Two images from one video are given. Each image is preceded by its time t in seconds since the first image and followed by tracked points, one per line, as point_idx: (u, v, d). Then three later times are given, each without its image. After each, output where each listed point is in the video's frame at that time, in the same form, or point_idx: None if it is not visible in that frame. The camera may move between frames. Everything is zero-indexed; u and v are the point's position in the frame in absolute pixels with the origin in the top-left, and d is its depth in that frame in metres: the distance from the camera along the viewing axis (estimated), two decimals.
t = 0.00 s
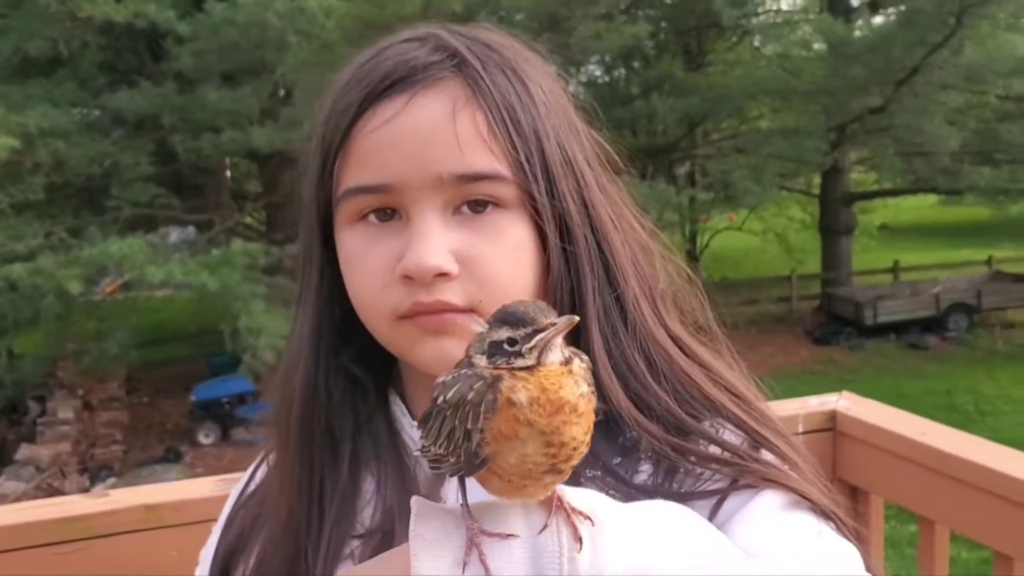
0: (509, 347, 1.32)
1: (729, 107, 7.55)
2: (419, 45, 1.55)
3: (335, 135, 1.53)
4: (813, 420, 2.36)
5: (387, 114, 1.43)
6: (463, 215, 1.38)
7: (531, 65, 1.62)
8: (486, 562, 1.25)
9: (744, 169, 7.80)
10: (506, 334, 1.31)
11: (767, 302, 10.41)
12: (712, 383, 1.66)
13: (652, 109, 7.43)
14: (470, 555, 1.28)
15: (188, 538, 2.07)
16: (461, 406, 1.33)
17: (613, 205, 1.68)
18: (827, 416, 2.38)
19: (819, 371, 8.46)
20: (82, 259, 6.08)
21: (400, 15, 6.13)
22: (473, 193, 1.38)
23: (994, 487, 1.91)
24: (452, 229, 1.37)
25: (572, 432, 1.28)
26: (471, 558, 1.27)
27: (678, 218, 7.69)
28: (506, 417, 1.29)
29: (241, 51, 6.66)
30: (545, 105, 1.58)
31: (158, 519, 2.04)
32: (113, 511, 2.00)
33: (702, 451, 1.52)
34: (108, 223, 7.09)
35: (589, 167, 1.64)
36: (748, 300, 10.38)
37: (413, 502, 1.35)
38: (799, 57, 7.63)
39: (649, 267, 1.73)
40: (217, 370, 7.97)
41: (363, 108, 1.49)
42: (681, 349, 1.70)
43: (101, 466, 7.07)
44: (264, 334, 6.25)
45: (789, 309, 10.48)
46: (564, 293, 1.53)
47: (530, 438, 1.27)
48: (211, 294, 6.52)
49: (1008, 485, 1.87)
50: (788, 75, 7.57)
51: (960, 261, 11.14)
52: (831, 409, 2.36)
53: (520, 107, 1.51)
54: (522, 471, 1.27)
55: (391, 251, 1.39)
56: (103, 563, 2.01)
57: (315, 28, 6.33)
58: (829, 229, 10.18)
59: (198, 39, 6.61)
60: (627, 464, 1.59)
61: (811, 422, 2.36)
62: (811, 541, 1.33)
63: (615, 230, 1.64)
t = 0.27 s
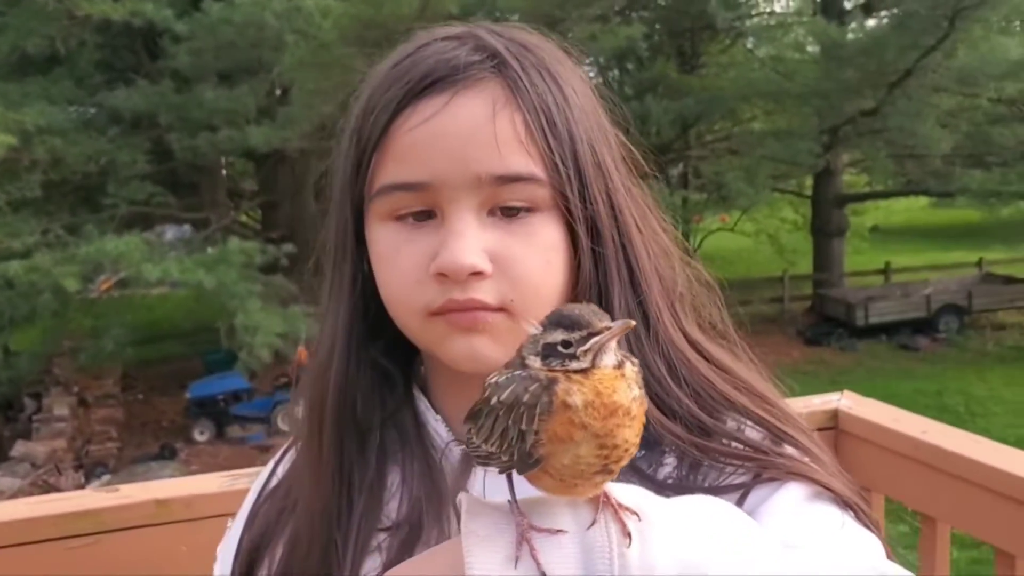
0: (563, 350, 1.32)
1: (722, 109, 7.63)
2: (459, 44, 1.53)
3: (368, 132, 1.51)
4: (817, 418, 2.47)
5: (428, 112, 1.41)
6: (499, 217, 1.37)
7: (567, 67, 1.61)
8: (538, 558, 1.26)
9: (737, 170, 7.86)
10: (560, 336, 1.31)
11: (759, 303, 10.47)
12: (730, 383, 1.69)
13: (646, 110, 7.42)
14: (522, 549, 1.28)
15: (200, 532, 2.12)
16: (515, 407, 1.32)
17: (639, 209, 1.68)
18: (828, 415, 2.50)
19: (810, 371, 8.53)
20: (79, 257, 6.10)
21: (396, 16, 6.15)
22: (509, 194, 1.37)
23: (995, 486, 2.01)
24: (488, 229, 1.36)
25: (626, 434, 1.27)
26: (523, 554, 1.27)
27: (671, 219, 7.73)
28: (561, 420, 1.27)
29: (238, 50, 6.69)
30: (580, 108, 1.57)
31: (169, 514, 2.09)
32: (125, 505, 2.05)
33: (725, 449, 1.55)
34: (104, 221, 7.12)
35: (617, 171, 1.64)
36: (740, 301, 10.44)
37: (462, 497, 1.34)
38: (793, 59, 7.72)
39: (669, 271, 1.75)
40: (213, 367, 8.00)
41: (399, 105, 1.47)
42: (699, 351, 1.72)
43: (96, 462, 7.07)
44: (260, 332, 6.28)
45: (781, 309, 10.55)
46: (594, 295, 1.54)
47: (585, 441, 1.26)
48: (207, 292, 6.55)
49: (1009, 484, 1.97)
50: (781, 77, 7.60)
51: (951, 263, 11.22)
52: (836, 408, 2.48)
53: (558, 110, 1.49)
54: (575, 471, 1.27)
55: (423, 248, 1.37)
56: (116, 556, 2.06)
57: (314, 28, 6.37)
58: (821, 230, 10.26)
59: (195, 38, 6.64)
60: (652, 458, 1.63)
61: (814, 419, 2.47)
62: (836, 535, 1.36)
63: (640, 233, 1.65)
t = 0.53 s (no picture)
0: (583, 340, 1.30)
1: (718, 108, 7.61)
2: (497, 32, 1.51)
3: (401, 120, 1.48)
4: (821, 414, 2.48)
5: (467, 101, 1.38)
6: (535, 209, 1.35)
7: (601, 59, 1.60)
8: (560, 549, 1.17)
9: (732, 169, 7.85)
10: (580, 327, 1.28)
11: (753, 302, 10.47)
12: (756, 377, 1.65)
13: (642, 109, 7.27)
14: (543, 540, 1.18)
15: (207, 525, 2.10)
16: (535, 397, 1.31)
17: (668, 203, 1.67)
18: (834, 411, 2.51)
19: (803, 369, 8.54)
20: (73, 253, 6.04)
21: (391, 13, 6.18)
22: (546, 187, 1.35)
23: (1001, 481, 2.01)
24: (524, 221, 1.33)
25: (645, 423, 1.25)
26: (542, 546, 1.18)
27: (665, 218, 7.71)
28: (580, 410, 1.26)
29: (233, 46, 6.66)
30: (615, 100, 1.55)
31: (175, 508, 2.07)
32: (133, 499, 2.04)
33: (749, 443, 1.51)
34: (99, 217, 7.13)
35: (648, 164, 1.62)
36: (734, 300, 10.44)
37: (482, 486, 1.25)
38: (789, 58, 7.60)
39: (697, 265, 1.73)
40: (207, 364, 7.97)
41: (436, 93, 1.44)
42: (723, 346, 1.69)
43: (89, 459, 7.02)
44: (254, 329, 6.26)
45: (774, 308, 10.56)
46: (622, 288, 1.54)
47: (604, 430, 1.24)
48: (202, 289, 6.51)
49: (1015, 478, 1.97)
50: (778, 76, 7.58)
51: (944, 262, 11.25)
52: (840, 404, 2.49)
53: (593, 104, 1.48)
54: (594, 461, 1.24)
55: (457, 237, 1.35)
56: (124, 551, 2.04)
57: (308, 24, 6.24)
58: (815, 229, 10.28)
59: (190, 34, 6.61)
60: (675, 450, 1.59)
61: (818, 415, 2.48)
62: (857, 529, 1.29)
63: (667, 226, 1.63)
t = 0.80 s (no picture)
0: (558, 359, 1.28)
1: (714, 108, 7.63)
2: (498, 32, 1.50)
3: (402, 122, 1.48)
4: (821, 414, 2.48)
5: (467, 102, 1.37)
6: (536, 211, 1.34)
7: (603, 59, 1.58)
8: (536, 562, 1.21)
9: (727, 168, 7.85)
10: (555, 346, 1.27)
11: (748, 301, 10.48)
12: (762, 380, 1.62)
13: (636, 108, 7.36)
14: (520, 554, 1.22)
15: (205, 525, 2.10)
16: (509, 415, 1.30)
17: (671, 203, 1.65)
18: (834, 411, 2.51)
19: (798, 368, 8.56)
20: (68, 252, 6.03)
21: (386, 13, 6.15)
22: (546, 188, 1.34)
23: (1002, 482, 2.02)
24: (525, 224, 1.33)
25: (616, 442, 1.24)
26: (520, 558, 1.22)
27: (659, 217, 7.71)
28: (551, 428, 1.26)
29: (229, 46, 6.67)
30: (617, 100, 1.53)
31: (173, 508, 2.08)
32: (131, 499, 2.04)
33: (750, 448, 1.47)
34: (94, 216, 7.12)
35: (651, 164, 1.61)
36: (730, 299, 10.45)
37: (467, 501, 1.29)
38: (784, 58, 7.60)
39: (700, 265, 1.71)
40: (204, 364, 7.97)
41: (436, 94, 1.43)
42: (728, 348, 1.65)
43: (85, 459, 7.02)
44: (250, 328, 6.26)
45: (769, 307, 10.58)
46: (625, 290, 1.51)
47: (575, 448, 1.24)
48: (197, 288, 6.51)
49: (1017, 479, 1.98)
50: (774, 76, 7.58)
51: (939, 262, 11.27)
52: (839, 403, 2.49)
53: (596, 104, 1.47)
54: (567, 478, 1.24)
55: (457, 240, 1.35)
56: (122, 550, 2.05)
57: (305, 23, 6.23)
58: (810, 229, 10.30)
59: (186, 33, 6.61)
60: (676, 455, 1.53)
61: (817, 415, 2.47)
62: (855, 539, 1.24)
63: (670, 227, 1.60)
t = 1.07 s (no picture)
0: (506, 343, 1.30)
1: (710, 106, 7.59)
2: (491, 26, 1.48)
3: (394, 114, 1.46)
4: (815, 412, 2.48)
5: (460, 93, 1.35)
6: (528, 203, 1.32)
7: (596, 55, 1.56)
8: (492, 538, 1.19)
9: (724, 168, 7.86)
10: (502, 331, 1.28)
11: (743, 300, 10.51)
12: (749, 378, 1.59)
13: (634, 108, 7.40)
14: (478, 530, 1.21)
15: (199, 524, 2.10)
16: (460, 396, 1.37)
17: (662, 199, 1.63)
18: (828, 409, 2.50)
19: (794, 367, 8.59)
20: (63, 249, 6.00)
21: (383, 11, 6.14)
22: (538, 180, 1.32)
23: (1002, 482, 2.02)
24: (516, 216, 1.31)
25: (559, 421, 1.31)
26: (477, 534, 1.21)
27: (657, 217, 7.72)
28: (495, 407, 1.33)
29: (225, 43, 6.65)
30: (610, 95, 1.51)
31: (169, 506, 2.07)
32: (127, 496, 2.04)
33: (739, 445, 1.44)
34: (88, 213, 7.09)
35: (642, 160, 1.59)
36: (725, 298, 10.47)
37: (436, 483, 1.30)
38: (779, 57, 7.61)
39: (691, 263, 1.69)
40: (198, 361, 7.96)
41: (429, 85, 1.41)
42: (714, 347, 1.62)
43: (79, 456, 7.02)
44: (246, 326, 6.26)
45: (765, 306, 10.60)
46: (615, 287, 1.48)
47: (520, 426, 1.31)
48: (192, 286, 6.50)
49: (1016, 478, 1.98)
50: (770, 76, 7.58)
51: (933, 261, 11.29)
52: (837, 401, 2.48)
53: (588, 98, 1.45)
54: (514, 455, 1.30)
55: (448, 232, 1.33)
56: (116, 547, 2.04)
57: (301, 20, 6.21)
58: (806, 228, 10.34)
59: (182, 30, 6.60)
60: (663, 451, 1.52)
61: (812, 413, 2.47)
62: (835, 532, 1.22)
63: (662, 224, 1.58)
